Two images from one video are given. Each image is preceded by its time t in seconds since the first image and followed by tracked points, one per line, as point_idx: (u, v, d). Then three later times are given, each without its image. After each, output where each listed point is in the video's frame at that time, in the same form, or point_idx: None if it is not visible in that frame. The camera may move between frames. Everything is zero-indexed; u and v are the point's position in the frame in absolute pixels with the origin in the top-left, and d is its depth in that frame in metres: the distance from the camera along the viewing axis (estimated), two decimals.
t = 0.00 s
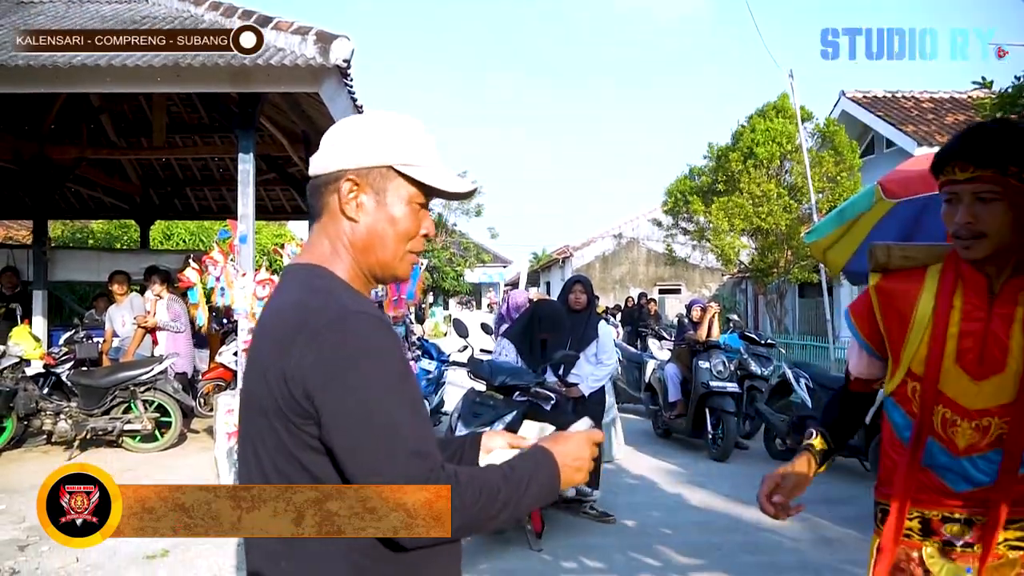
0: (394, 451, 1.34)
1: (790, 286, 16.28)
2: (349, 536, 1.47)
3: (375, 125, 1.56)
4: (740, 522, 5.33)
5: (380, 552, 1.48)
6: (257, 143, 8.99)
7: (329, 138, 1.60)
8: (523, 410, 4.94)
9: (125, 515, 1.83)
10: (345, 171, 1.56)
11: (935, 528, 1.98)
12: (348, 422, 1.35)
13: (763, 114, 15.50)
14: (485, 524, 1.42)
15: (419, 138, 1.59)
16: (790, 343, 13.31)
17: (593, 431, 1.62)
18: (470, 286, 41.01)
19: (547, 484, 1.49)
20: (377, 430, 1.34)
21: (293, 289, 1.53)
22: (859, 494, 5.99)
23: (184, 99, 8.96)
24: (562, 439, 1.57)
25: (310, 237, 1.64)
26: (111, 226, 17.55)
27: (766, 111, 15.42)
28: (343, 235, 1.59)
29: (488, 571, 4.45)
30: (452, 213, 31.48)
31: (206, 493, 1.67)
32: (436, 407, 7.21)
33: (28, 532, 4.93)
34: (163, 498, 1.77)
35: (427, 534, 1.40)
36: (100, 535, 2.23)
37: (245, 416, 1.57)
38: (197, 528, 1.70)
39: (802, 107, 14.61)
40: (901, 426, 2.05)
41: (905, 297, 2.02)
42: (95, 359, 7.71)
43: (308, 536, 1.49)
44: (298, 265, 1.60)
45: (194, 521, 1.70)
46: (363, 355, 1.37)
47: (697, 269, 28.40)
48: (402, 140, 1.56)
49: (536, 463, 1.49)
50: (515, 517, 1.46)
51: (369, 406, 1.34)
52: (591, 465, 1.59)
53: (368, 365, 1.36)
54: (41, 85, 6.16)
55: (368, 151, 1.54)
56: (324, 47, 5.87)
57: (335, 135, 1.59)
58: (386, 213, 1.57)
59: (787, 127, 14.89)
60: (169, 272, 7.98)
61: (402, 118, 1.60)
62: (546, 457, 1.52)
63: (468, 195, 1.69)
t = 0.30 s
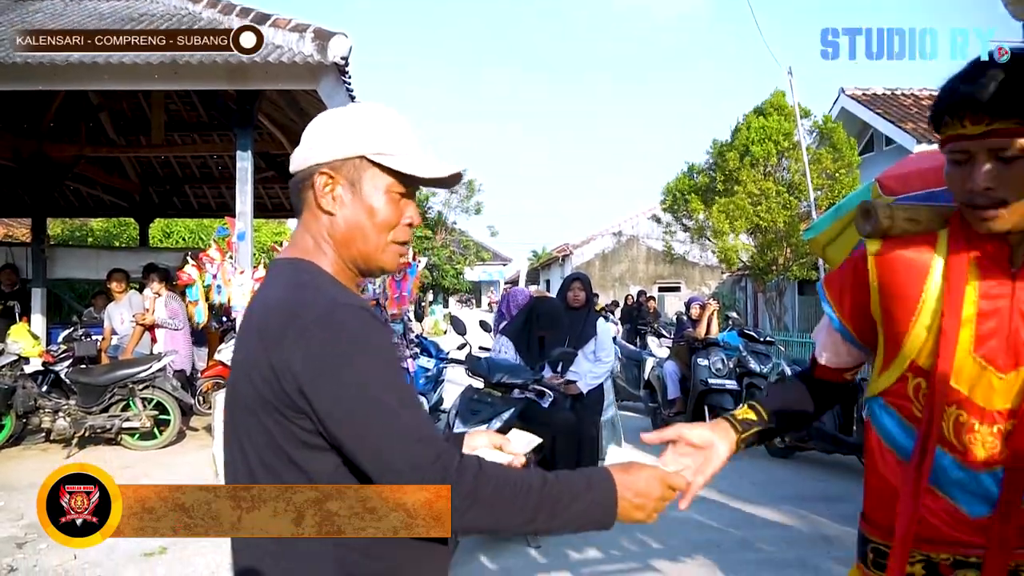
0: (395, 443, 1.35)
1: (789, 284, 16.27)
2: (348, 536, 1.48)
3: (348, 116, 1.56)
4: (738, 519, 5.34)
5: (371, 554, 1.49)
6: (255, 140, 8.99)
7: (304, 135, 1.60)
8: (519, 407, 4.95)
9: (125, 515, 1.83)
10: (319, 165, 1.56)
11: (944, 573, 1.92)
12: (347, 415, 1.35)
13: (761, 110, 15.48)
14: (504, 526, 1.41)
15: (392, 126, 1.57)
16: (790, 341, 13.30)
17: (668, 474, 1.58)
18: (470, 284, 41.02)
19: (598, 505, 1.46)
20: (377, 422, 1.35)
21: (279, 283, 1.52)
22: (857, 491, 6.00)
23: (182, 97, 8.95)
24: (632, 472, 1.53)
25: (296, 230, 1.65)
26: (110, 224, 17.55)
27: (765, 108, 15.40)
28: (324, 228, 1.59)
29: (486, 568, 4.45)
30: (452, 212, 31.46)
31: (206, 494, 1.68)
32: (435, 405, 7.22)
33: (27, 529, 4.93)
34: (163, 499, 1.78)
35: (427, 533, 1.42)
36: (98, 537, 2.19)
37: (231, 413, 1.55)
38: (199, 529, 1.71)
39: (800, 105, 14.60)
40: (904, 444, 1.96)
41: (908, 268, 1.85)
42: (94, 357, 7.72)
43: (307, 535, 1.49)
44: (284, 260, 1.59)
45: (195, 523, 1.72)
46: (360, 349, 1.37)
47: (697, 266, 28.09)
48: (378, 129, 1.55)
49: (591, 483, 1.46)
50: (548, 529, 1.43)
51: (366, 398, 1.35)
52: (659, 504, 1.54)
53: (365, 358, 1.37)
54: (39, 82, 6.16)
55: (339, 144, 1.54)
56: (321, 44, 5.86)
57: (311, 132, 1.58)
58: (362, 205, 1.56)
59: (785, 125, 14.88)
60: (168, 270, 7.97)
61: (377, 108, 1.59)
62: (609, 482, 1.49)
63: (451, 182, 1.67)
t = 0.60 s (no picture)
0: (372, 449, 1.29)
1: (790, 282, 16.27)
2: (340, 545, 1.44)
3: (337, 107, 1.54)
4: (738, 519, 5.32)
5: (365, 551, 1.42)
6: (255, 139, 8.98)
7: (292, 131, 1.58)
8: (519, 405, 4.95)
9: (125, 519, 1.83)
10: (308, 162, 1.54)
11: None
12: (329, 417, 1.31)
13: (761, 108, 15.48)
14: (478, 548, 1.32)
15: (380, 112, 1.55)
16: (790, 340, 13.30)
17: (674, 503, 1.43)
18: (470, 282, 41.05)
19: (583, 537, 1.35)
20: (355, 426, 1.30)
21: (277, 279, 1.52)
22: (858, 491, 5.98)
23: (181, 95, 8.94)
24: (626, 501, 1.40)
25: (293, 229, 1.63)
26: (110, 222, 17.54)
27: (764, 106, 15.40)
28: (321, 224, 1.57)
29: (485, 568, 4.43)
30: (452, 211, 31.48)
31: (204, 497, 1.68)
32: (434, 404, 7.21)
33: (25, 528, 4.92)
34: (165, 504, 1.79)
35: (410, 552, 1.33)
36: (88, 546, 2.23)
37: (226, 412, 1.54)
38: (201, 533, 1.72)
39: (800, 103, 14.60)
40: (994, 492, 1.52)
41: None
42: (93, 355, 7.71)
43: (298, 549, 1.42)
44: (284, 259, 1.58)
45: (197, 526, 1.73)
46: (345, 349, 1.34)
47: (697, 265, 28.10)
48: (367, 118, 1.54)
49: (579, 512, 1.37)
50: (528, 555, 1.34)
51: (348, 399, 1.31)
52: (657, 536, 1.39)
53: (350, 359, 1.33)
54: (37, 77, 6.14)
55: (329, 138, 1.52)
56: (321, 42, 5.84)
57: (300, 129, 1.57)
58: (357, 195, 1.54)
59: (785, 123, 14.87)
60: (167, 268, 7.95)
61: (363, 97, 1.57)
62: (597, 510, 1.38)
63: (443, 159, 1.66)
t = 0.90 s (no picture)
0: (343, 459, 1.27)
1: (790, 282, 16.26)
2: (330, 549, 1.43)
3: (338, 105, 1.54)
4: (739, 518, 5.31)
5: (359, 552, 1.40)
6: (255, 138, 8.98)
7: (294, 130, 1.57)
8: (521, 405, 4.98)
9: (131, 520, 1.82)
10: (310, 161, 1.53)
11: None
12: (305, 425, 1.29)
13: (762, 107, 15.46)
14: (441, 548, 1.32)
15: (380, 109, 1.55)
16: (791, 339, 13.29)
17: (576, 461, 1.52)
18: (471, 282, 41.03)
19: (524, 513, 1.39)
20: (329, 435, 1.28)
21: (281, 278, 1.51)
22: (859, 490, 5.97)
23: (182, 94, 8.94)
24: (546, 466, 1.47)
25: (297, 229, 1.62)
26: (111, 221, 17.49)
27: (766, 104, 15.38)
28: (324, 224, 1.57)
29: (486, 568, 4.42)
30: (453, 210, 31.46)
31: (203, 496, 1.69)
32: (435, 403, 7.20)
33: (25, 528, 4.91)
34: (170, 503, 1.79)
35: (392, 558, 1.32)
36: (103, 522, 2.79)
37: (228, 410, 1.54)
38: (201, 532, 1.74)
39: (802, 102, 14.58)
40: None
41: None
42: (93, 354, 7.71)
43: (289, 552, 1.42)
44: (288, 259, 1.58)
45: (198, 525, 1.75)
46: (323, 355, 1.31)
47: (698, 264, 28.10)
48: (369, 116, 1.53)
49: (515, 487, 1.40)
50: (481, 543, 1.36)
51: (322, 408, 1.29)
52: (577, 494, 1.48)
53: (327, 367, 1.30)
54: (38, 75, 6.12)
55: (331, 134, 1.51)
56: (322, 41, 5.83)
57: (302, 127, 1.55)
58: (359, 193, 1.53)
59: (787, 121, 14.84)
60: (167, 268, 7.94)
61: (364, 93, 1.56)
62: (529, 485, 1.41)
63: (447, 151, 1.64)
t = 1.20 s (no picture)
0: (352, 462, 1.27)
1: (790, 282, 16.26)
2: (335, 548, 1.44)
3: (343, 103, 1.53)
4: (739, 518, 5.31)
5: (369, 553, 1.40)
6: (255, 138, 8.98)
7: (298, 128, 1.57)
8: (521, 405, 4.95)
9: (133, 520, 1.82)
10: (315, 160, 1.53)
11: None
12: (313, 428, 1.28)
13: (763, 107, 15.46)
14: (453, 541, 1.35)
15: (387, 107, 1.55)
16: (791, 339, 13.29)
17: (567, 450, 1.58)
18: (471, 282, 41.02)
19: (524, 502, 1.44)
20: (339, 438, 1.27)
21: (287, 279, 1.51)
22: (860, 490, 5.96)
23: (182, 94, 8.94)
24: (541, 455, 1.53)
25: (303, 230, 1.62)
26: (111, 222, 17.48)
27: (767, 104, 15.37)
28: (330, 223, 1.57)
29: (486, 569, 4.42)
30: (454, 210, 31.45)
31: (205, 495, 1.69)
32: (435, 403, 7.20)
33: (25, 527, 4.91)
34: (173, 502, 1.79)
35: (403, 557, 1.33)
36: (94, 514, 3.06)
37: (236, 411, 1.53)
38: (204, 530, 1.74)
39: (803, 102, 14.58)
40: None
41: None
42: (93, 354, 7.71)
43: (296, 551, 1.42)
44: (293, 259, 1.57)
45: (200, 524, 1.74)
46: (330, 358, 1.31)
47: (699, 264, 28.07)
48: (372, 114, 1.53)
49: (515, 478, 1.44)
50: (488, 535, 1.39)
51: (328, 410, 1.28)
52: (569, 483, 1.55)
53: (333, 369, 1.30)
54: (38, 73, 6.12)
55: (336, 132, 1.51)
56: (322, 41, 5.83)
57: (307, 124, 1.55)
58: (365, 192, 1.53)
59: (787, 121, 14.84)
60: (168, 267, 7.94)
61: (367, 92, 1.56)
62: (527, 475, 1.46)
63: (452, 150, 1.64)
